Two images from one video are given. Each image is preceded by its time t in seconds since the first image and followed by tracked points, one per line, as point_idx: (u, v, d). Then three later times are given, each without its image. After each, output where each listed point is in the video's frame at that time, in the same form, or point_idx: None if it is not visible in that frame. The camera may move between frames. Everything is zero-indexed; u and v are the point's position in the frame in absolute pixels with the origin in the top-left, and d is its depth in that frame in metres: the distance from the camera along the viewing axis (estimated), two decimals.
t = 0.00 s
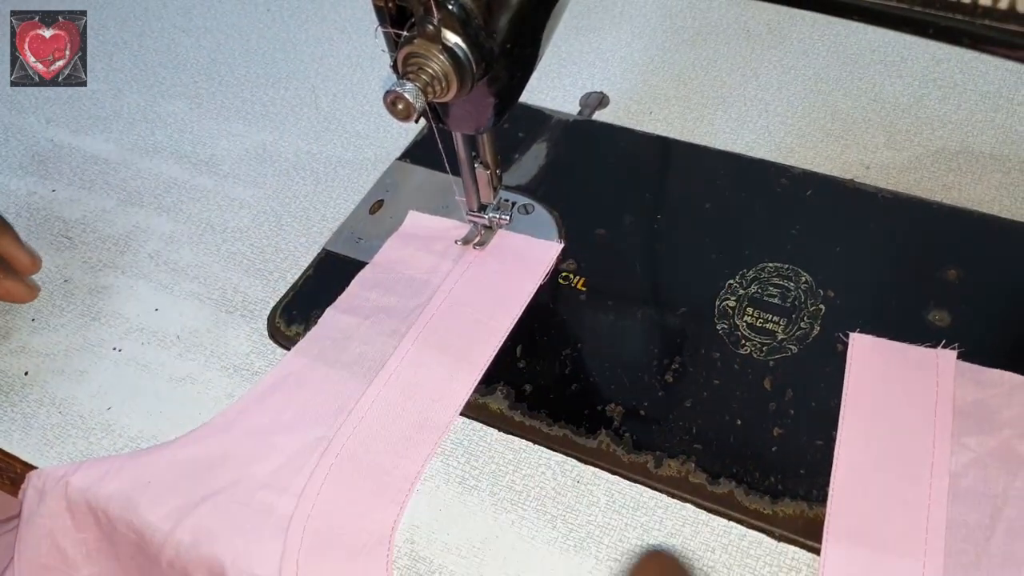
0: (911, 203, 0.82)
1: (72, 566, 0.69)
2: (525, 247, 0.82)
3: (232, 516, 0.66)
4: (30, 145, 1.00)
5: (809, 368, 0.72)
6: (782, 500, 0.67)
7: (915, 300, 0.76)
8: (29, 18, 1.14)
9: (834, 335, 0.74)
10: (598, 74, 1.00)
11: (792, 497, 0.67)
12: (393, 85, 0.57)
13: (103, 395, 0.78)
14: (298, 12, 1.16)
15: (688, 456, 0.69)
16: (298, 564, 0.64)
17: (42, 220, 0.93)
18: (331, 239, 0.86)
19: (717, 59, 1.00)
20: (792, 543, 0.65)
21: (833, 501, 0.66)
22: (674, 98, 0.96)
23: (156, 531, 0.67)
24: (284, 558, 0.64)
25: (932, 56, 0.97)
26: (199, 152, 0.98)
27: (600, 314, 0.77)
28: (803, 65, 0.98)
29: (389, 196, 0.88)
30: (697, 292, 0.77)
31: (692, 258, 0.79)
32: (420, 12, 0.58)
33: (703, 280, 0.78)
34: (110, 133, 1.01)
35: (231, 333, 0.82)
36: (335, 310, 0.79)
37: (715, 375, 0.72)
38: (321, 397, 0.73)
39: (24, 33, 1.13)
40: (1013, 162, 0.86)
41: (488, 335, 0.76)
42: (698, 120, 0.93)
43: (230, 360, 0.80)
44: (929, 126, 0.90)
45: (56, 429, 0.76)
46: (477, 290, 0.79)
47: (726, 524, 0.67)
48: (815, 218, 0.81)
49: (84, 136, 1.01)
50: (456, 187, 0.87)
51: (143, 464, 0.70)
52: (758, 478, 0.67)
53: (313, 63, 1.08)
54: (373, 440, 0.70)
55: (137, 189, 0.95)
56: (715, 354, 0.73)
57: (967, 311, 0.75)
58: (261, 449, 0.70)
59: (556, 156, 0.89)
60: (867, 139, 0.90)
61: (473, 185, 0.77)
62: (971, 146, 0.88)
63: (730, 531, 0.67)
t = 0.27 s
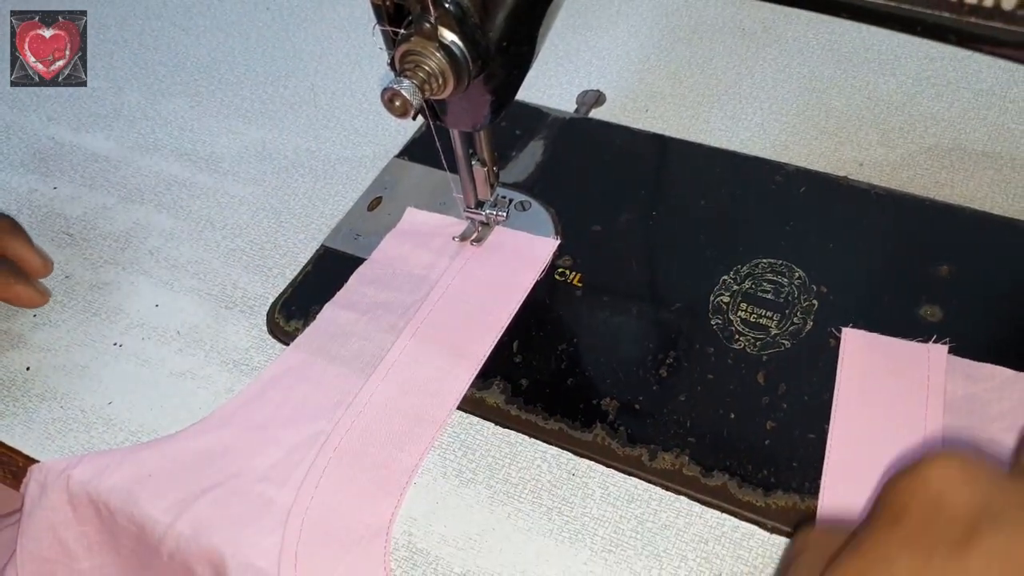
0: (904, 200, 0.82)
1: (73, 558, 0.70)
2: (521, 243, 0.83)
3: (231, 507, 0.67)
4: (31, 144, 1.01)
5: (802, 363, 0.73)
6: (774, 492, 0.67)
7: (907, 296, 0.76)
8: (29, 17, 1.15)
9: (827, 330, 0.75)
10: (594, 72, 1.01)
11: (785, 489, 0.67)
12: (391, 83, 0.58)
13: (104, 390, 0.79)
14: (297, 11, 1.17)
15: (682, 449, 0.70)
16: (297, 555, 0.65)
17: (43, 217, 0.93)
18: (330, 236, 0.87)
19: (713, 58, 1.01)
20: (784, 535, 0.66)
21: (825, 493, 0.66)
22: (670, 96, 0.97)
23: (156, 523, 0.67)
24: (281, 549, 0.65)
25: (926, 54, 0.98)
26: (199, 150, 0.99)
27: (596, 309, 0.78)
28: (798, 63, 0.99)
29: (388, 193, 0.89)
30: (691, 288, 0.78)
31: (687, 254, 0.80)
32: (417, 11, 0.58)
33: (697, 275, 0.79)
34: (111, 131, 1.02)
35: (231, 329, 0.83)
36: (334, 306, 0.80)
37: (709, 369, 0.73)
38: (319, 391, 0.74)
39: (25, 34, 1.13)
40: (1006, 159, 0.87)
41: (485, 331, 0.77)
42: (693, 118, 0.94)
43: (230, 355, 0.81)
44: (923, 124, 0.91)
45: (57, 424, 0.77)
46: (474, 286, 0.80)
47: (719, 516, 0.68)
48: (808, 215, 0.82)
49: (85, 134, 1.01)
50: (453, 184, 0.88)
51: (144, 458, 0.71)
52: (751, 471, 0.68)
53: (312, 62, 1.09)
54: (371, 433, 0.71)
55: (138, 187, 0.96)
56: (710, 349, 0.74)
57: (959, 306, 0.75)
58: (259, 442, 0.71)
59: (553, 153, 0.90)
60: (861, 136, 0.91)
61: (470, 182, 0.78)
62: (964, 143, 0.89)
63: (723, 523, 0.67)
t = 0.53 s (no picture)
0: (895, 198, 0.84)
1: (74, 552, 0.71)
2: (518, 241, 0.84)
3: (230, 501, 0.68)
4: (33, 143, 1.02)
5: (793, 359, 0.74)
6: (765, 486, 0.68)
7: (897, 293, 0.77)
8: (28, 18, 1.17)
9: (819, 327, 0.76)
10: (590, 72, 1.02)
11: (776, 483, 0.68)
12: (389, 82, 0.59)
13: (105, 386, 0.80)
14: (295, 13, 1.18)
15: (676, 443, 0.71)
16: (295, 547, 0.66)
17: (44, 215, 0.94)
18: (329, 234, 0.88)
19: (707, 59, 1.02)
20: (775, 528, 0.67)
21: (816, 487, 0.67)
22: (665, 97, 0.98)
23: (156, 516, 0.68)
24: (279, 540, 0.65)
25: (918, 55, 0.99)
26: (199, 150, 1.00)
27: (590, 306, 0.79)
28: (792, 64, 1.00)
29: (386, 192, 0.90)
30: (685, 285, 0.79)
31: (681, 252, 0.81)
32: (414, 12, 0.59)
33: (691, 273, 0.80)
34: (112, 131, 1.03)
35: (230, 326, 0.84)
36: (331, 303, 0.81)
37: (702, 365, 0.74)
38: (317, 386, 0.75)
39: (25, 34, 1.15)
40: (996, 159, 0.88)
41: (482, 327, 0.78)
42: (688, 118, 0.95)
43: (229, 352, 0.82)
44: (915, 124, 0.92)
45: (58, 419, 0.78)
46: (470, 283, 0.81)
47: (711, 509, 0.69)
48: (800, 214, 0.83)
49: (86, 134, 1.02)
50: (450, 184, 0.89)
51: (145, 452, 0.72)
52: (742, 465, 0.69)
53: (311, 63, 1.10)
54: (368, 428, 0.72)
55: (138, 186, 0.97)
56: (703, 345, 0.75)
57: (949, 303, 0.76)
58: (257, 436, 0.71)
59: (549, 153, 0.91)
60: (853, 136, 0.92)
61: (467, 181, 0.79)
62: (955, 143, 0.90)
63: (716, 516, 0.69)
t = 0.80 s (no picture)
0: (886, 200, 0.84)
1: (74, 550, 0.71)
2: (513, 242, 0.84)
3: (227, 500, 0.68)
4: (33, 146, 1.03)
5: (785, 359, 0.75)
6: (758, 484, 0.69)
7: (888, 293, 0.78)
8: (29, 18, 1.17)
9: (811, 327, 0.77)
10: (586, 76, 1.03)
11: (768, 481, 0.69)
12: (384, 85, 0.60)
13: (105, 386, 0.81)
14: (294, 16, 1.19)
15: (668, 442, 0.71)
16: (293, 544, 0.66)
17: (45, 217, 0.95)
18: (327, 236, 0.89)
19: (702, 62, 1.03)
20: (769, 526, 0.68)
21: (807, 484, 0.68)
22: (659, 99, 0.99)
23: (156, 515, 0.69)
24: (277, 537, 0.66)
25: (910, 58, 1.00)
26: (198, 152, 1.01)
27: (585, 307, 0.80)
28: (786, 67, 1.01)
29: (383, 194, 0.91)
30: (678, 286, 0.80)
31: (675, 253, 0.82)
32: (409, 16, 0.60)
33: (684, 273, 0.81)
34: (112, 134, 1.04)
35: (229, 326, 0.84)
36: (329, 303, 0.82)
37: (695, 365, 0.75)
38: (314, 386, 0.75)
39: (25, 34, 1.15)
40: (987, 161, 0.89)
41: (477, 327, 0.79)
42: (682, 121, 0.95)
43: (228, 352, 0.82)
44: (907, 126, 0.93)
45: (59, 419, 0.79)
46: (466, 284, 0.82)
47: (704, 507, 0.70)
48: (793, 215, 0.84)
49: (86, 137, 1.03)
50: (446, 186, 0.90)
51: (145, 452, 0.73)
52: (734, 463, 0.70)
53: (309, 66, 1.11)
54: (365, 427, 0.73)
55: (138, 188, 0.97)
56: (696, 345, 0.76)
57: (939, 303, 0.77)
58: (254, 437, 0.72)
59: (545, 155, 0.92)
60: (846, 138, 0.93)
61: (463, 183, 0.80)
62: (946, 145, 0.91)
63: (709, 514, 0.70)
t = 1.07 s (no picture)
0: (882, 203, 0.85)
1: (76, 550, 0.72)
2: (513, 245, 0.85)
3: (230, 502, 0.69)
4: (35, 149, 1.03)
5: (782, 360, 0.76)
6: (755, 484, 0.70)
7: (884, 296, 0.79)
8: (29, 17, 1.18)
9: (807, 329, 0.77)
10: (585, 80, 1.04)
11: (765, 481, 0.70)
12: (384, 90, 0.61)
13: (108, 386, 0.81)
14: (294, 20, 1.20)
15: (666, 443, 0.72)
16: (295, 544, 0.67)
17: (47, 219, 0.96)
18: (327, 239, 0.89)
19: (700, 66, 1.04)
20: (766, 525, 0.69)
21: (803, 485, 0.69)
22: (657, 103, 0.99)
23: (159, 516, 0.69)
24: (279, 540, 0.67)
25: (907, 62, 1.01)
26: (200, 155, 1.01)
27: (583, 309, 0.80)
28: (783, 71, 1.02)
29: (383, 197, 0.91)
30: (675, 288, 0.80)
31: (672, 256, 0.83)
32: (409, 22, 0.61)
33: (682, 276, 0.81)
34: (114, 137, 1.04)
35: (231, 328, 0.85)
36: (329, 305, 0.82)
37: (693, 367, 0.76)
38: (315, 387, 0.76)
39: (25, 34, 1.17)
40: (982, 164, 0.90)
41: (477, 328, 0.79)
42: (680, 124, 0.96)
43: (229, 354, 0.83)
44: (903, 130, 0.94)
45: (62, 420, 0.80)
46: (466, 285, 0.82)
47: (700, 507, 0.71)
48: (790, 218, 0.85)
49: (88, 140, 1.04)
50: (445, 189, 0.91)
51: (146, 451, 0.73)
52: (732, 463, 0.71)
53: (309, 69, 1.12)
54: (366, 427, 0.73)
55: (140, 191, 0.98)
56: (693, 347, 0.77)
57: (934, 305, 0.78)
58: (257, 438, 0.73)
59: (544, 159, 0.92)
60: (842, 142, 0.93)
61: (463, 186, 0.80)
62: (941, 148, 0.92)
63: (706, 515, 0.71)
